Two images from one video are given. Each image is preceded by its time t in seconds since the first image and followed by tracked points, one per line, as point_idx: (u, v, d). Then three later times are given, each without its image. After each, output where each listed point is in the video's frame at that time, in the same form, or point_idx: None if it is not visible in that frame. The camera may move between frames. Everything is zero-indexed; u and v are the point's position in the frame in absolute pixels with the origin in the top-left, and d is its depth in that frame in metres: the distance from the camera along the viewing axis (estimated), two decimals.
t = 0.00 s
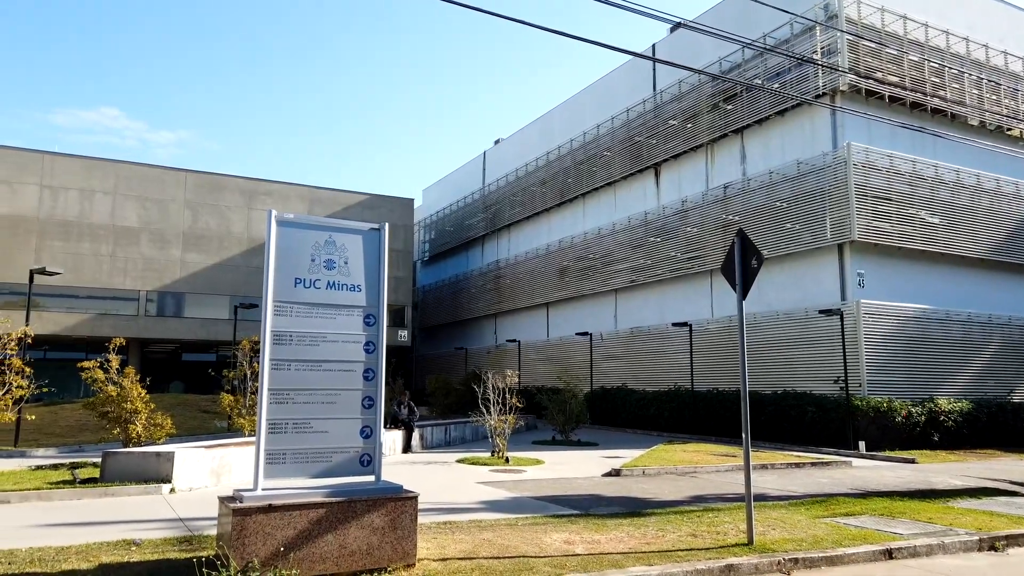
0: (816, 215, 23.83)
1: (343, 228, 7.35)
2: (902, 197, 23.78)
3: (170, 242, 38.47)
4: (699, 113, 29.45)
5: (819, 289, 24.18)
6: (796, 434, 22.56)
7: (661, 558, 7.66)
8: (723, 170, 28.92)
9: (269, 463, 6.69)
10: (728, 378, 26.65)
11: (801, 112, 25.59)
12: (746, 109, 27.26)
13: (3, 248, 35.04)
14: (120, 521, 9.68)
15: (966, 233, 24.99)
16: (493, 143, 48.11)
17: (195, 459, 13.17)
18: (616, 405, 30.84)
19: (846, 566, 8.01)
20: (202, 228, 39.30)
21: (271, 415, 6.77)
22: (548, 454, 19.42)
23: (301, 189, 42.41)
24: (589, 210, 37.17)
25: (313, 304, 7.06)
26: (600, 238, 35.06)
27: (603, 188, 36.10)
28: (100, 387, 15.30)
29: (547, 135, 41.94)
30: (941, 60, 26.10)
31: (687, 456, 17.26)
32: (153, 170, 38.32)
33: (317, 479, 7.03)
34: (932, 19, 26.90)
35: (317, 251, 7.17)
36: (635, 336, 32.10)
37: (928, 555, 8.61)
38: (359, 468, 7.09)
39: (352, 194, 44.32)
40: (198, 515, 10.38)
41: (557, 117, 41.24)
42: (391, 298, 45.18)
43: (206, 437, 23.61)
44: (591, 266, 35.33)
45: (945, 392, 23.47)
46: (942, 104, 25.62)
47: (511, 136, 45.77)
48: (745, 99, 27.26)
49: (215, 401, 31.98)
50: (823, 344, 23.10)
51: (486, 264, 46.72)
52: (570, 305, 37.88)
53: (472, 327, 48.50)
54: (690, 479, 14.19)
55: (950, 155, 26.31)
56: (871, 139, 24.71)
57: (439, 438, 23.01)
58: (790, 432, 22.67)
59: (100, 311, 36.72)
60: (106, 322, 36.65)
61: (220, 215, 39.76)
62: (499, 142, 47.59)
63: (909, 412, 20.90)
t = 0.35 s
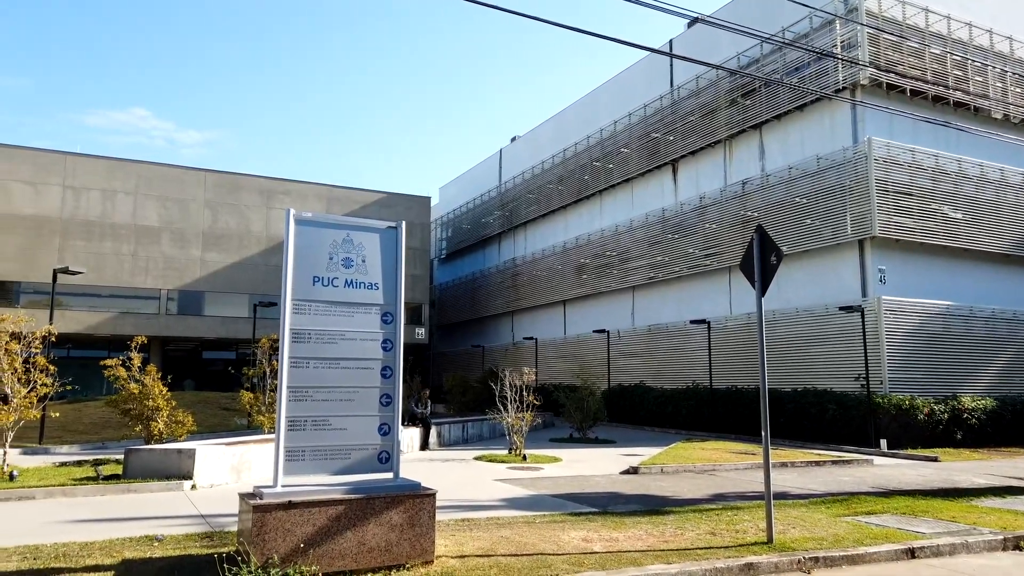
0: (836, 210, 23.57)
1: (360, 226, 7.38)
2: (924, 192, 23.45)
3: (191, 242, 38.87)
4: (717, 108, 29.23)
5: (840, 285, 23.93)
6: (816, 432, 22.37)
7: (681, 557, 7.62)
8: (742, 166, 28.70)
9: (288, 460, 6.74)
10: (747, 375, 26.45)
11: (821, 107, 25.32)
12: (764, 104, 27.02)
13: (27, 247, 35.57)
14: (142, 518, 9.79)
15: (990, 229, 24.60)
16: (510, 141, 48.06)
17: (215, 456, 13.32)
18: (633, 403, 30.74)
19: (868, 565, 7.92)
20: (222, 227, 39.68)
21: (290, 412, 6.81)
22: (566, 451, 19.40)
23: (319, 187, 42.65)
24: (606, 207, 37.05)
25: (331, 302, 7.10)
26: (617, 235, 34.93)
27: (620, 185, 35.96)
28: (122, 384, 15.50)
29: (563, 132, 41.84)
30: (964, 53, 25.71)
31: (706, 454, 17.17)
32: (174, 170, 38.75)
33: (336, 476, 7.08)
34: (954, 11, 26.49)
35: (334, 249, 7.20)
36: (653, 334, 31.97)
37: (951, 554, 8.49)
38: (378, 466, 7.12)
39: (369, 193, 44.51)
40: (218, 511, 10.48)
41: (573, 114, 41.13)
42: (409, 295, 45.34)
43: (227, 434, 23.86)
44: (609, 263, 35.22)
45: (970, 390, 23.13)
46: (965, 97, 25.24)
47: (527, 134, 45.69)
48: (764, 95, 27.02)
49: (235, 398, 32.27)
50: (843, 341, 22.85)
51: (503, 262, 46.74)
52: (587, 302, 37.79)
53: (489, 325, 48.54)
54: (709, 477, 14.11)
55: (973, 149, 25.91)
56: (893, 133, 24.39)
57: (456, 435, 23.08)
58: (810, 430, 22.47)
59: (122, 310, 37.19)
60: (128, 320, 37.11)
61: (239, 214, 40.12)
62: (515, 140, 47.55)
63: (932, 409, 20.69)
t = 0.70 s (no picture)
0: (859, 205, 23.27)
1: (379, 224, 7.40)
2: (949, 186, 23.07)
3: (213, 240, 39.31)
4: (738, 103, 28.96)
5: (863, 281, 23.62)
6: (839, 429, 22.16)
7: (702, 555, 7.56)
8: (763, 161, 28.42)
9: (310, 456, 6.78)
10: (769, 372, 26.22)
11: (843, 100, 24.99)
12: (786, 98, 26.73)
13: (53, 247, 36.13)
14: (167, 513, 9.93)
15: (1019, 223, 24.14)
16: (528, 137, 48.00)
17: (238, 452, 13.47)
18: (654, 400, 30.62)
19: (893, 563, 7.82)
20: (244, 226, 40.08)
21: (312, 409, 6.86)
22: (585, 448, 19.36)
23: (338, 185, 42.89)
24: (626, 203, 36.89)
25: (350, 299, 7.13)
26: (637, 231, 34.78)
27: (639, 181, 35.78)
28: (147, 381, 15.74)
29: (581, 128, 41.71)
30: (991, 44, 25.26)
31: (727, 451, 17.06)
32: (196, 170, 39.20)
33: (357, 472, 7.12)
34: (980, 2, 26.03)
35: (354, 247, 7.23)
36: (673, 330, 31.81)
37: (978, 553, 8.36)
38: (398, 462, 7.15)
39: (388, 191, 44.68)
40: (241, 507, 10.59)
41: (592, 110, 40.97)
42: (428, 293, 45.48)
43: (249, 431, 24.12)
44: (628, 259, 35.09)
45: (998, 387, 22.73)
46: (992, 89, 24.80)
47: (546, 130, 45.61)
48: (785, 89, 26.72)
49: (258, 395, 32.59)
50: (867, 337, 22.57)
51: (521, 259, 46.72)
52: (606, 299, 37.67)
53: (508, 322, 48.58)
54: (730, 475, 14.01)
55: (1000, 142, 25.45)
56: (917, 126, 24.02)
57: (476, 432, 23.14)
58: (833, 427, 22.26)
59: (146, 308, 37.68)
60: (152, 318, 37.60)
61: (261, 212, 40.49)
62: (534, 136, 47.46)
63: (958, 406, 20.42)
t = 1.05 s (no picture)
0: (882, 200, 22.95)
1: (398, 222, 7.43)
2: (975, 180, 22.71)
3: (234, 239, 39.71)
4: (757, 98, 28.69)
5: (886, 277, 23.31)
6: (862, 426, 21.94)
7: (723, 553, 7.51)
8: (783, 156, 28.14)
9: (330, 453, 6.82)
10: (790, 369, 25.99)
11: (865, 94, 24.67)
12: (806, 93, 26.43)
13: (78, 246, 36.65)
14: (191, 509, 10.03)
15: None
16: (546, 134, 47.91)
17: (260, 449, 13.59)
18: (673, 397, 30.47)
19: (917, 563, 7.71)
20: (263, 224, 40.44)
21: (331, 406, 6.90)
22: (605, 446, 19.31)
23: (357, 184, 43.12)
24: (644, 200, 36.71)
25: (369, 297, 7.16)
26: (655, 228, 34.60)
27: (658, 177, 35.58)
28: (169, 378, 15.92)
29: (600, 124, 41.55)
30: (1017, 35, 24.80)
31: (747, 449, 16.93)
32: (216, 169, 39.62)
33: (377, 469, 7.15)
34: None
35: (373, 245, 7.26)
36: (692, 327, 31.62)
37: (1004, 552, 8.22)
38: (417, 459, 7.18)
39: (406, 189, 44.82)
40: (263, 503, 10.69)
41: (610, 106, 40.78)
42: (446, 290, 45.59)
43: (270, 428, 24.35)
44: (647, 256, 34.93)
45: None
46: (1018, 81, 24.34)
47: (563, 127, 45.52)
48: (806, 83, 26.43)
49: (278, 392, 32.88)
50: (890, 333, 22.28)
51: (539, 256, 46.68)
52: (625, 296, 37.54)
53: (526, 319, 48.58)
54: (751, 473, 13.90)
55: None
56: (941, 120, 23.65)
57: (494, 429, 23.17)
58: (856, 425, 22.06)
59: (168, 307, 38.12)
60: (174, 316, 38.04)
61: (280, 211, 40.84)
62: (552, 133, 47.35)
63: (984, 404, 20.06)
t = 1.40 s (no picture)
0: (907, 194, 22.60)
1: (418, 220, 7.46)
2: (1003, 173, 22.29)
3: (256, 237, 40.12)
4: (779, 92, 28.38)
5: (912, 273, 22.97)
6: (887, 424, 21.66)
7: (745, 551, 7.45)
8: (806, 151, 27.82)
9: (352, 449, 6.87)
10: (813, 366, 25.72)
11: (890, 87, 24.31)
12: (829, 86, 26.10)
13: (104, 245, 37.23)
14: (216, 505, 10.15)
15: None
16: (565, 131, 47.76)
17: (283, 446, 13.73)
18: (694, 394, 30.29)
19: (943, 562, 7.59)
20: (285, 223, 40.79)
21: (353, 403, 6.93)
22: (626, 443, 19.24)
23: (377, 182, 43.35)
24: (664, 196, 36.50)
25: (389, 294, 7.18)
26: (676, 224, 34.38)
27: (679, 173, 35.36)
28: (194, 375, 16.11)
29: (619, 120, 41.36)
30: None
31: (770, 446, 16.77)
32: (238, 168, 40.03)
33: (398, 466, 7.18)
34: None
35: (393, 243, 7.29)
36: (713, 324, 31.41)
37: None
38: (438, 456, 7.20)
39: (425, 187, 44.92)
40: (285, 499, 10.78)
41: (630, 102, 40.58)
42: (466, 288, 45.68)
43: (292, 424, 24.59)
44: (667, 253, 34.72)
45: None
46: None
47: (583, 123, 45.35)
48: (829, 76, 26.10)
49: (301, 389, 33.17)
50: (915, 330, 21.96)
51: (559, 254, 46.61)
52: (645, 293, 37.36)
53: (546, 316, 48.52)
54: (774, 470, 13.77)
55: None
56: (968, 113, 23.23)
57: (515, 426, 23.22)
58: (881, 422, 21.80)
59: (192, 305, 38.59)
60: (198, 314, 38.51)
61: (302, 210, 41.20)
62: (571, 129, 47.23)
63: (1012, 401, 19.55)
